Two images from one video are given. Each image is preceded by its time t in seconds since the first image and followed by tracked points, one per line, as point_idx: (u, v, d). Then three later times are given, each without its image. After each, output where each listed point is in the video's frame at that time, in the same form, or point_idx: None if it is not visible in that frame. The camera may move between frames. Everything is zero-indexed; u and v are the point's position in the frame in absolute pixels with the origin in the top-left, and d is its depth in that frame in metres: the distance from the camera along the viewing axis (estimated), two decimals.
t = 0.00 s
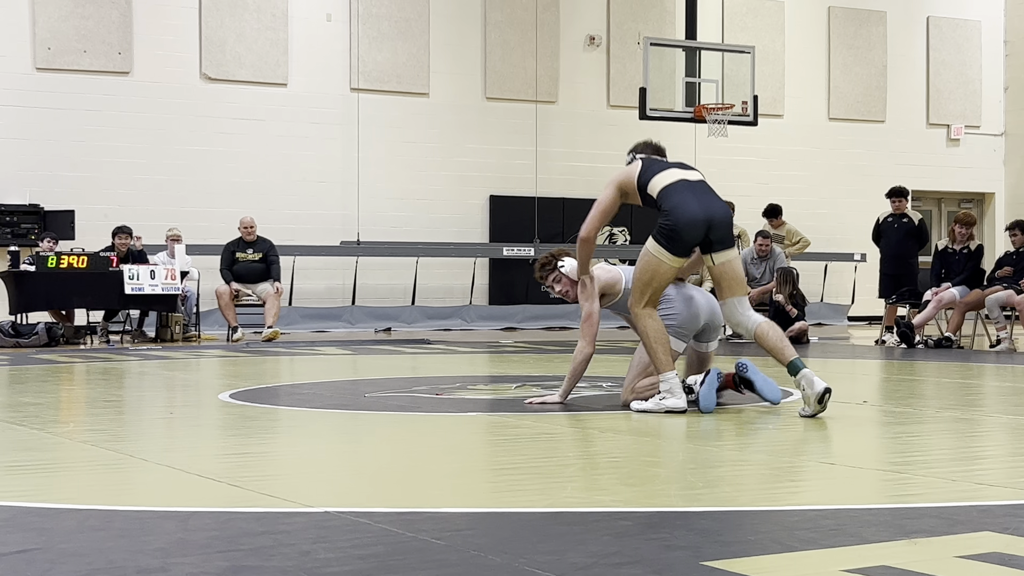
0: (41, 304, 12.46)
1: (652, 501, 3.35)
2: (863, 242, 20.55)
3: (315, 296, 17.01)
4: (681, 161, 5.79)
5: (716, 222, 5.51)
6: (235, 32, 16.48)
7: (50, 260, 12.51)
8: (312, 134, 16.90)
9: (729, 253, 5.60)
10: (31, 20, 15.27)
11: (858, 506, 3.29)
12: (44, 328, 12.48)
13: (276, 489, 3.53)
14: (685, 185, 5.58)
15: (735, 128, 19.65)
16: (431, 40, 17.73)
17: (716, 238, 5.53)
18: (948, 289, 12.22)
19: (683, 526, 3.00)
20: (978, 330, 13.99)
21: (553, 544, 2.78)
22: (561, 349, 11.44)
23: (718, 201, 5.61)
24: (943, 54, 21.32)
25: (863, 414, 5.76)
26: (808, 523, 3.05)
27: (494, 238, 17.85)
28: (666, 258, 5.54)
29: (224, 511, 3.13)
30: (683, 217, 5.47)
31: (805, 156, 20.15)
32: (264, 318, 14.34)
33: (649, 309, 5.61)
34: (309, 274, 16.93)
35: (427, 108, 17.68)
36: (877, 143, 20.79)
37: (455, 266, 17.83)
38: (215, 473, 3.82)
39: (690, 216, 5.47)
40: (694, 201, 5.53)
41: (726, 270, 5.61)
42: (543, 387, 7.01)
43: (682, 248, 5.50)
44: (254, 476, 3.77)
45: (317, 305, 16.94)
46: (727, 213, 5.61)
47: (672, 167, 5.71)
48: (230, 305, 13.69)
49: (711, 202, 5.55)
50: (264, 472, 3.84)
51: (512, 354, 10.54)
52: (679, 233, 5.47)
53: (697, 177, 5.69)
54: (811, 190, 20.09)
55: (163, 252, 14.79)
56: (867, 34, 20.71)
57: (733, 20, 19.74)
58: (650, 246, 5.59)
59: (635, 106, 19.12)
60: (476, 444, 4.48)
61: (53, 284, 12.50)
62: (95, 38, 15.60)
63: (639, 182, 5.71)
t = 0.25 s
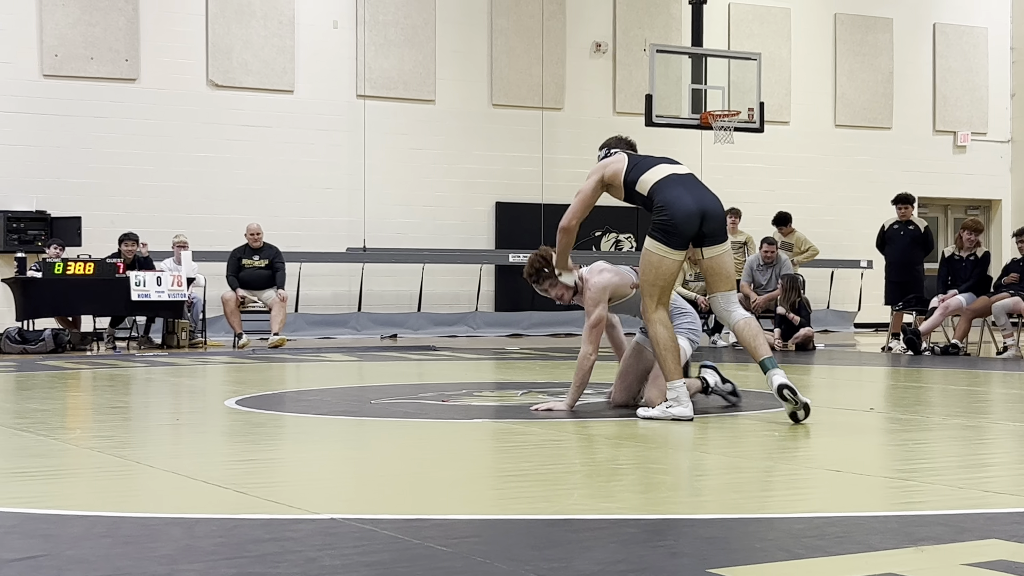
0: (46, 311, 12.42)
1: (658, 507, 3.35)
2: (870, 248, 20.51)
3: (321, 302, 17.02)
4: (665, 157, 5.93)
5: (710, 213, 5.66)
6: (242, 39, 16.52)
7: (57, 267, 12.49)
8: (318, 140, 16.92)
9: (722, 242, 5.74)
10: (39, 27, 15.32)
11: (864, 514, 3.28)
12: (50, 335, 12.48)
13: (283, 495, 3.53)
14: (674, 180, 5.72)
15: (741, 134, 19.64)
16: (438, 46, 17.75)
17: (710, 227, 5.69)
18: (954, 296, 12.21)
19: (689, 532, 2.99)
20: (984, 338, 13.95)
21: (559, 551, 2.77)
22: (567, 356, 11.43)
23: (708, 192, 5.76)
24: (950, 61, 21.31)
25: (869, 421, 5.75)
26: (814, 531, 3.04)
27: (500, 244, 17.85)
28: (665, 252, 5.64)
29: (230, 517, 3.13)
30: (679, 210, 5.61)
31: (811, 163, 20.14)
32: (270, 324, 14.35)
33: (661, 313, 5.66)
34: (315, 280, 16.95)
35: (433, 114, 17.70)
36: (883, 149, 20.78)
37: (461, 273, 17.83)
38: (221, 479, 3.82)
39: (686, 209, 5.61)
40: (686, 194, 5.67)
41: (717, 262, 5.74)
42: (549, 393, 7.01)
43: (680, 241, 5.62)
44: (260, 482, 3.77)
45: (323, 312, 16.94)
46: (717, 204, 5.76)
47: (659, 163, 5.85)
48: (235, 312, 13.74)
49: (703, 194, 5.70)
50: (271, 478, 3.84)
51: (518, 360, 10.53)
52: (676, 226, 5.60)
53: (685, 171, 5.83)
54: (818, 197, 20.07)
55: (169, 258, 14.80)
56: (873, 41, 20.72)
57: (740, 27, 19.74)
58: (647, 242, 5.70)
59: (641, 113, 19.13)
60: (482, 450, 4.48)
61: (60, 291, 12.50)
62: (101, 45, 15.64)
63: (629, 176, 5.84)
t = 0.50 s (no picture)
0: (54, 315, 12.53)
1: (664, 514, 3.34)
2: (876, 254, 20.49)
3: (327, 308, 17.03)
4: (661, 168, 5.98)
5: (722, 213, 5.75)
6: (248, 45, 16.54)
7: (62, 272, 12.55)
8: (324, 146, 16.94)
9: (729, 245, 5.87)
10: (46, 32, 15.36)
11: (870, 520, 3.27)
12: (57, 340, 12.51)
13: (288, 501, 3.53)
14: (681, 184, 5.77)
15: (747, 140, 19.63)
16: (443, 52, 17.77)
17: (722, 228, 5.77)
18: (961, 301, 12.18)
19: (695, 539, 2.99)
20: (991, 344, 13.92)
21: (565, 557, 2.77)
22: (573, 361, 11.41)
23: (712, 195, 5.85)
24: (956, 66, 21.29)
25: (875, 427, 5.74)
26: (820, 537, 3.04)
27: (506, 250, 17.86)
28: (682, 253, 5.66)
29: (236, 524, 3.13)
30: (695, 210, 5.66)
31: (817, 168, 20.12)
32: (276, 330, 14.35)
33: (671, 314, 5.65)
34: (321, 286, 16.96)
35: (439, 120, 17.71)
36: (889, 155, 20.76)
37: (466, 278, 17.82)
38: (227, 485, 3.82)
39: (702, 209, 5.67)
40: (697, 196, 5.74)
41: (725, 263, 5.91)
42: (555, 400, 7.00)
43: (696, 242, 5.66)
44: (266, 488, 3.77)
45: (329, 317, 16.95)
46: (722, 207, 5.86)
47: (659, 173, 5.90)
48: (241, 318, 13.75)
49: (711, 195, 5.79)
50: (277, 484, 3.84)
51: (524, 366, 10.53)
52: (694, 226, 5.63)
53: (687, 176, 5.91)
54: (824, 203, 20.06)
55: (175, 264, 14.81)
56: (879, 47, 20.71)
57: (745, 33, 19.74)
58: (661, 244, 5.70)
59: (647, 119, 19.13)
60: (487, 457, 4.47)
61: (66, 297, 12.56)
62: (108, 50, 15.67)
63: (632, 190, 5.84)
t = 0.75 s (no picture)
0: (59, 319, 12.48)
1: (668, 518, 3.34)
2: (880, 258, 20.47)
3: (332, 311, 17.03)
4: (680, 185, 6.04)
5: (744, 222, 5.81)
6: (253, 49, 16.57)
7: (68, 276, 12.47)
8: (328, 150, 16.96)
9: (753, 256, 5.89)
10: (51, 37, 15.40)
11: (875, 524, 3.27)
12: (62, 344, 12.54)
13: (293, 505, 3.53)
14: (701, 195, 5.83)
15: (752, 144, 19.62)
16: (448, 56, 17.79)
17: (745, 239, 5.80)
18: (966, 305, 12.17)
19: (700, 543, 2.99)
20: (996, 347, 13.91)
21: (571, 561, 2.77)
22: (578, 366, 11.40)
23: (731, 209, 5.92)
24: (960, 70, 21.28)
25: (880, 431, 5.73)
26: (826, 541, 3.03)
27: (511, 254, 17.86)
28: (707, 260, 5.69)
29: (241, 528, 3.14)
30: (717, 219, 5.71)
31: (822, 172, 20.11)
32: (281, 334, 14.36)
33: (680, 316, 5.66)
34: (326, 289, 16.96)
35: (444, 124, 17.73)
36: (894, 158, 20.75)
37: (471, 282, 17.83)
38: (232, 489, 3.82)
39: (724, 217, 5.72)
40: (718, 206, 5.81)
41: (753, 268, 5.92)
42: (560, 403, 7.00)
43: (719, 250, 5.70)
44: (271, 492, 3.77)
45: (334, 321, 16.96)
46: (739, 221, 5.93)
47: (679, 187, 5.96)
48: (246, 322, 13.77)
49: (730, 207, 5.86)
50: (282, 488, 3.85)
51: (529, 370, 10.52)
52: (715, 238, 5.69)
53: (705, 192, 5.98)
54: (828, 207, 20.06)
55: (180, 268, 14.83)
56: (883, 51, 20.71)
57: (750, 37, 19.75)
58: (679, 251, 5.72)
59: (651, 123, 19.14)
60: (492, 460, 4.47)
61: (71, 301, 12.51)
62: (113, 55, 15.70)
63: (656, 205, 5.84)
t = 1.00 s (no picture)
0: (64, 322, 12.49)
1: (671, 521, 3.33)
2: (884, 261, 20.45)
3: (336, 314, 17.03)
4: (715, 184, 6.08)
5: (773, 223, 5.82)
6: (257, 52, 16.58)
7: (72, 279, 12.51)
8: (332, 152, 16.96)
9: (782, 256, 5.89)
10: (55, 40, 15.41)
11: (879, 527, 3.26)
12: (66, 347, 12.57)
13: (295, 508, 3.53)
14: (732, 195, 5.85)
15: (756, 147, 19.61)
16: (451, 59, 17.80)
17: (774, 240, 5.80)
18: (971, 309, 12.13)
19: (704, 546, 2.97)
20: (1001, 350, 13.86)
21: (574, 564, 2.76)
22: (582, 368, 11.38)
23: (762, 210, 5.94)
24: (965, 72, 21.25)
25: (886, 434, 5.72)
26: (829, 544, 3.02)
27: (514, 256, 17.87)
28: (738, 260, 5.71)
29: (244, 531, 3.13)
30: (748, 219, 5.73)
31: (825, 175, 20.10)
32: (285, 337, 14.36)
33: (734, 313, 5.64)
34: (330, 292, 16.95)
35: (448, 127, 17.73)
36: (898, 161, 20.72)
37: (475, 285, 17.82)
38: (234, 491, 3.82)
39: (754, 217, 5.75)
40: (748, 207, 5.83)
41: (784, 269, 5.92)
42: (566, 406, 6.98)
43: (750, 250, 5.72)
44: (274, 494, 3.77)
45: (338, 324, 16.96)
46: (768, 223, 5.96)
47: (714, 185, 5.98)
48: (250, 325, 13.81)
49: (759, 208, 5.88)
50: (285, 491, 3.84)
51: (534, 373, 10.51)
52: (746, 239, 5.71)
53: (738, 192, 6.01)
54: (832, 210, 20.05)
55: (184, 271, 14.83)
56: (887, 53, 20.70)
57: (754, 40, 19.74)
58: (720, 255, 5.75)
59: (655, 125, 19.13)
60: (496, 463, 4.46)
61: (75, 304, 12.54)
62: (117, 58, 15.72)
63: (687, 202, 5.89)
